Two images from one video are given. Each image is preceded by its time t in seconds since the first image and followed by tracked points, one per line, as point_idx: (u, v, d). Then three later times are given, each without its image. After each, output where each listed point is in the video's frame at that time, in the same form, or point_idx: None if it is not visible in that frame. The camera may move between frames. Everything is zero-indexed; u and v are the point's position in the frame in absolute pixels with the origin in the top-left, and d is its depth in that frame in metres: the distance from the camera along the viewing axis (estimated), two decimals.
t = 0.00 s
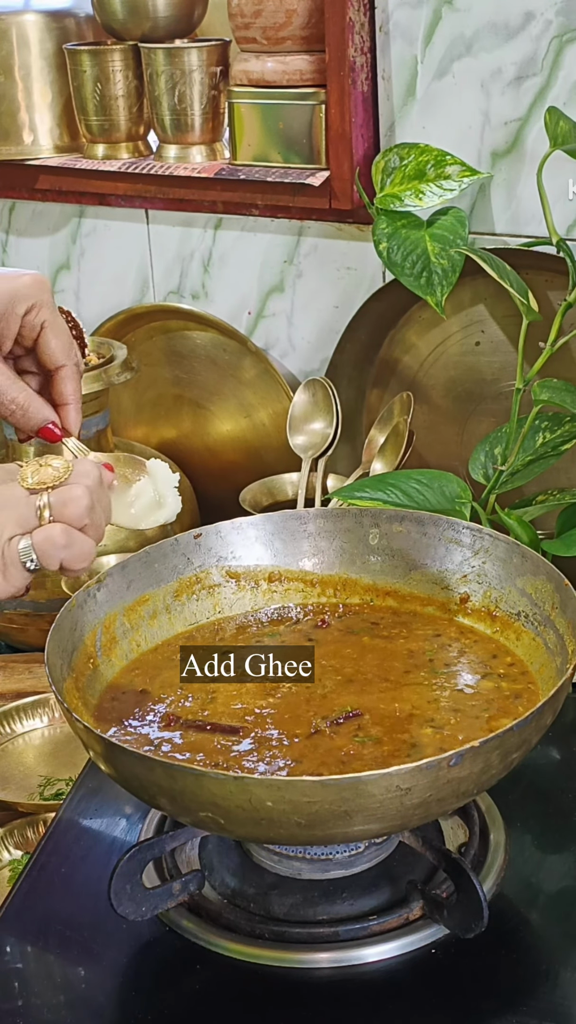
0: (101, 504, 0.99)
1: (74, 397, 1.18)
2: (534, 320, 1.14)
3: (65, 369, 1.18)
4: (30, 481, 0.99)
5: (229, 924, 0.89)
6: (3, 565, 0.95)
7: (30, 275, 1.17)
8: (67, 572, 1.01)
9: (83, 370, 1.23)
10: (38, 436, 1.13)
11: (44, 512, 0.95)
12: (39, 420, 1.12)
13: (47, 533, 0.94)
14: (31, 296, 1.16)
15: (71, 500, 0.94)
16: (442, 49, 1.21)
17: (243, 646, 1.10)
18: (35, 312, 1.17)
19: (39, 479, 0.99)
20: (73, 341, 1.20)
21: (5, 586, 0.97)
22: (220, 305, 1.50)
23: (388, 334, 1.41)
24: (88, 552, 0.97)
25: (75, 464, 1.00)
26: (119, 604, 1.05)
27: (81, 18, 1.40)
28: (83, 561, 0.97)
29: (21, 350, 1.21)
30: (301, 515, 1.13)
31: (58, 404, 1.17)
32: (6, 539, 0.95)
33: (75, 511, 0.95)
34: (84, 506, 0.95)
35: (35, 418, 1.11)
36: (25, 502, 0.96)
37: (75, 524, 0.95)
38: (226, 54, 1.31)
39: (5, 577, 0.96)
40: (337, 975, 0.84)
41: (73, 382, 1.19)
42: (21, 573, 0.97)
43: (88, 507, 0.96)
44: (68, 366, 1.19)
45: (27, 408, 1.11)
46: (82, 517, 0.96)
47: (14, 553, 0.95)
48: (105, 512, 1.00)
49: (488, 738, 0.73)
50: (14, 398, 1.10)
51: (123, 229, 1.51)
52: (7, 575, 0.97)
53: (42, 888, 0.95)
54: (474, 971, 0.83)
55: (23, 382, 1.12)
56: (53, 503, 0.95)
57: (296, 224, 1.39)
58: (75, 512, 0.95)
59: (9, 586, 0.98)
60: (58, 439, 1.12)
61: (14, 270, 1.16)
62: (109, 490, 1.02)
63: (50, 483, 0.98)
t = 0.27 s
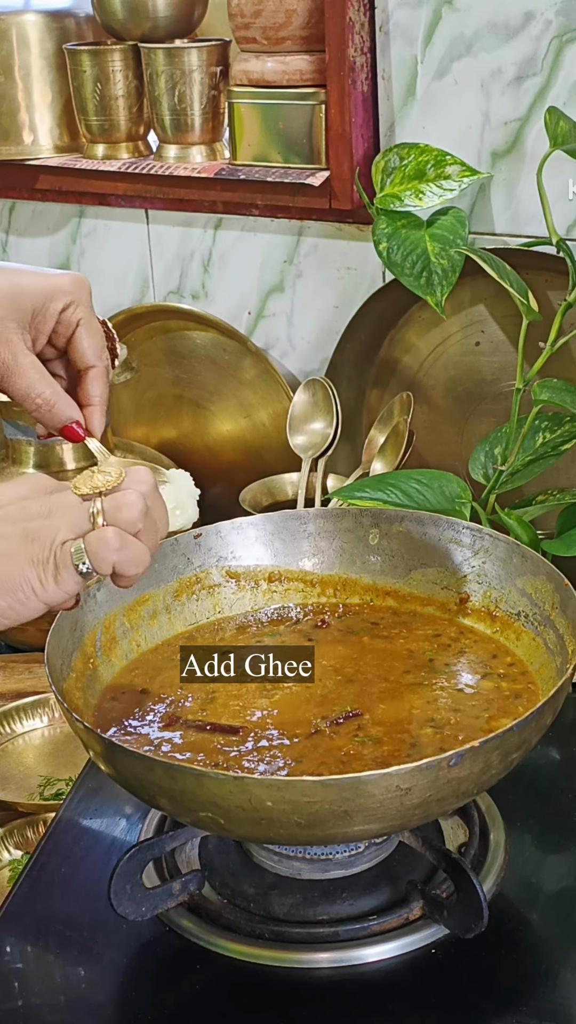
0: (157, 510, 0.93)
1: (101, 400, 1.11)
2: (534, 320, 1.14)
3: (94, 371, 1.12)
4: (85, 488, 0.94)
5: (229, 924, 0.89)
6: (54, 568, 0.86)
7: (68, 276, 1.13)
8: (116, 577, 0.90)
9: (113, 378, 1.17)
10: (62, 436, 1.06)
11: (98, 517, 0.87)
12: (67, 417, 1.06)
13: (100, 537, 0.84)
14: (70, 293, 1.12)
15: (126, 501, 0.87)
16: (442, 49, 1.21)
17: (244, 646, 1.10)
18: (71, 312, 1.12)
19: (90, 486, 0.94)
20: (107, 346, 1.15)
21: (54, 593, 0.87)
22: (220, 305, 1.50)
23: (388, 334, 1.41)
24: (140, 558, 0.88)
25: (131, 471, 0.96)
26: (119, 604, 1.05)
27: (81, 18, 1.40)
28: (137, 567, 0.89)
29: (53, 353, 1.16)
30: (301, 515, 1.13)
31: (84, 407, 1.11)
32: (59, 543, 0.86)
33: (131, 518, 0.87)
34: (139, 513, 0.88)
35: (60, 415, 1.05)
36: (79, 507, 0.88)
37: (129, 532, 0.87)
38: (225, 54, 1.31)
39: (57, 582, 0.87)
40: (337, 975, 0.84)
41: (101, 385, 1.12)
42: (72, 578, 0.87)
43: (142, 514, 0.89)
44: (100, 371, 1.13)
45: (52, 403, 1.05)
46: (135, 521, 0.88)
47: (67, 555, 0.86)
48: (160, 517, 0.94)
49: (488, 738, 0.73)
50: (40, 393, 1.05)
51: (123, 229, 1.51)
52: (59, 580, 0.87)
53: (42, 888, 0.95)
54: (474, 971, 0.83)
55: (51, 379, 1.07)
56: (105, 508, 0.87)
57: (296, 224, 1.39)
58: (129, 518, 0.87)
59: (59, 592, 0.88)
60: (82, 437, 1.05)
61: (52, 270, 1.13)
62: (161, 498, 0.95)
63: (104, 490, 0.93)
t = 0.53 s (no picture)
0: (208, 533, 0.86)
1: (142, 426, 1.09)
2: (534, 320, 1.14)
3: (138, 397, 1.09)
4: (136, 509, 0.89)
5: (229, 924, 0.89)
6: (102, 584, 0.79)
7: (116, 298, 1.08)
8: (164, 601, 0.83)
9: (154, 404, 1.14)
10: (100, 459, 1.04)
11: (149, 536, 0.80)
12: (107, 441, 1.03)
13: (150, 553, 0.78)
14: (118, 316, 1.07)
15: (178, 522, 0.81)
16: (442, 49, 1.21)
17: (242, 647, 1.10)
18: (118, 338, 1.07)
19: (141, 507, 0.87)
20: (151, 372, 1.12)
21: (101, 613, 0.80)
22: (220, 305, 1.50)
23: (388, 334, 1.41)
24: (189, 582, 0.82)
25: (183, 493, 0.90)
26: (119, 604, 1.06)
27: (81, 19, 1.40)
28: (186, 591, 0.82)
29: (96, 372, 1.11)
30: (301, 516, 1.13)
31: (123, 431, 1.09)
32: (108, 559, 0.79)
33: (183, 538, 0.81)
34: (190, 534, 0.81)
35: (103, 440, 1.03)
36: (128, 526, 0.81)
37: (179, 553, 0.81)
38: (225, 54, 1.31)
39: (102, 600, 0.79)
40: (337, 975, 0.84)
41: (144, 410, 1.10)
42: (120, 597, 0.79)
43: (194, 536, 0.82)
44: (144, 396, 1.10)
45: (94, 427, 1.03)
46: (186, 543, 0.82)
47: (115, 573, 0.79)
48: (212, 541, 0.86)
49: (488, 738, 0.73)
50: (83, 416, 1.03)
51: (123, 230, 1.51)
52: (104, 599, 0.79)
53: (42, 888, 0.95)
54: (474, 971, 0.83)
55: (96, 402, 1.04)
56: (157, 526, 0.81)
57: (296, 224, 1.38)
58: (180, 538, 0.81)
59: (105, 613, 0.80)
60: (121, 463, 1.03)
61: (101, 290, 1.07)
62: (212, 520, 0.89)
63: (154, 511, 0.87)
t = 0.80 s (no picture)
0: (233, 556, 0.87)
1: (164, 449, 1.12)
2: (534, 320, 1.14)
3: (161, 419, 1.12)
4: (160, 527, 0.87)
5: (229, 924, 0.89)
6: (123, 603, 0.80)
7: (144, 319, 1.10)
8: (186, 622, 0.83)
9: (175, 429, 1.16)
10: (122, 480, 1.05)
11: (172, 554, 0.81)
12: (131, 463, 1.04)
13: (173, 572, 0.79)
14: (145, 338, 1.08)
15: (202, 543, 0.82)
16: (442, 49, 1.21)
17: (242, 647, 1.10)
18: (145, 358, 1.09)
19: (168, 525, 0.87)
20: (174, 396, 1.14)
21: (122, 631, 0.80)
22: (220, 305, 1.50)
23: (388, 334, 1.41)
24: (213, 602, 0.82)
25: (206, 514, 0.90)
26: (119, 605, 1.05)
27: (81, 19, 1.40)
28: (208, 612, 0.82)
29: (120, 393, 1.13)
30: (301, 516, 1.13)
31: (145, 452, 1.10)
32: (130, 578, 0.80)
33: (206, 559, 0.82)
34: (214, 555, 0.82)
35: (126, 461, 1.03)
36: (152, 545, 0.82)
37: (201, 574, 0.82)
38: (225, 54, 1.30)
39: (123, 619, 0.80)
40: (337, 975, 0.84)
41: (167, 432, 1.12)
42: (141, 616, 0.80)
43: (217, 557, 0.83)
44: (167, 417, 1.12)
45: (118, 449, 1.03)
46: (209, 564, 0.82)
47: (136, 592, 0.80)
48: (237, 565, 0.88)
49: (488, 738, 0.73)
50: (108, 436, 1.03)
51: (123, 230, 1.51)
52: (126, 618, 0.80)
53: (42, 888, 0.95)
54: (474, 971, 0.83)
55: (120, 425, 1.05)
56: (180, 546, 0.82)
57: (296, 224, 1.38)
58: (203, 559, 0.82)
59: (126, 632, 0.80)
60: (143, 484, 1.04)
61: (130, 311, 1.09)
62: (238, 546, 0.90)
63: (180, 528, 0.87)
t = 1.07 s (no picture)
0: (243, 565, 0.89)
1: (172, 454, 1.13)
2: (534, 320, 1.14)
3: (170, 424, 1.14)
4: (173, 533, 0.94)
5: (228, 924, 0.89)
6: (135, 607, 0.81)
7: (155, 327, 1.12)
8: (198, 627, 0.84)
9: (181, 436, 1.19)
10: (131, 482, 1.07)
11: (185, 560, 0.83)
12: (140, 467, 1.06)
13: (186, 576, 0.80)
14: (155, 344, 1.11)
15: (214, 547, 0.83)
16: (442, 49, 1.21)
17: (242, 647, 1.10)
18: (155, 363, 1.12)
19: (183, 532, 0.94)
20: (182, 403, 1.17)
21: (132, 636, 0.81)
22: (220, 305, 1.50)
23: (388, 334, 1.41)
24: (226, 608, 0.83)
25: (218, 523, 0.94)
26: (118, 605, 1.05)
27: (81, 19, 1.40)
28: (220, 617, 0.83)
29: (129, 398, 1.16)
30: (301, 515, 1.13)
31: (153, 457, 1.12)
32: (142, 581, 0.82)
33: (218, 563, 0.83)
34: (226, 560, 0.84)
35: (135, 464, 1.05)
36: (164, 551, 0.85)
37: (214, 578, 0.83)
38: (225, 54, 1.30)
39: (135, 623, 0.81)
40: (337, 975, 0.84)
41: (176, 438, 1.14)
42: (153, 620, 0.81)
43: (229, 561, 0.85)
44: (176, 423, 1.14)
45: (127, 452, 1.05)
46: (222, 569, 0.84)
47: (148, 595, 0.81)
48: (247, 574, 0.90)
49: (488, 738, 0.73)
50: (116, 440, 1.04)
51: (123, 229, 1.51)
52: (137, 622, 0.81)
53: (42, 888, 0.95)
54: (474, 970, 0.83)
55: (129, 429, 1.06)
56: (194, 550, 0.84)
57: (296, 224, 1.39)
58: (216, 563, 0.83)
59: (137, 636, 0.81)
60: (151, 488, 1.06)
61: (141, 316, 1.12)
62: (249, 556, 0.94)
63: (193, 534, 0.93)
